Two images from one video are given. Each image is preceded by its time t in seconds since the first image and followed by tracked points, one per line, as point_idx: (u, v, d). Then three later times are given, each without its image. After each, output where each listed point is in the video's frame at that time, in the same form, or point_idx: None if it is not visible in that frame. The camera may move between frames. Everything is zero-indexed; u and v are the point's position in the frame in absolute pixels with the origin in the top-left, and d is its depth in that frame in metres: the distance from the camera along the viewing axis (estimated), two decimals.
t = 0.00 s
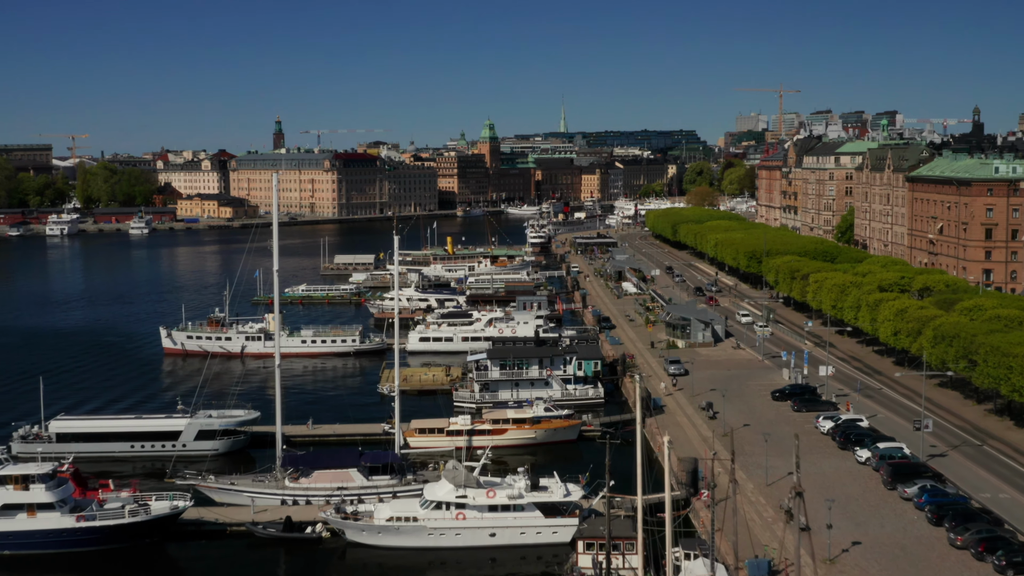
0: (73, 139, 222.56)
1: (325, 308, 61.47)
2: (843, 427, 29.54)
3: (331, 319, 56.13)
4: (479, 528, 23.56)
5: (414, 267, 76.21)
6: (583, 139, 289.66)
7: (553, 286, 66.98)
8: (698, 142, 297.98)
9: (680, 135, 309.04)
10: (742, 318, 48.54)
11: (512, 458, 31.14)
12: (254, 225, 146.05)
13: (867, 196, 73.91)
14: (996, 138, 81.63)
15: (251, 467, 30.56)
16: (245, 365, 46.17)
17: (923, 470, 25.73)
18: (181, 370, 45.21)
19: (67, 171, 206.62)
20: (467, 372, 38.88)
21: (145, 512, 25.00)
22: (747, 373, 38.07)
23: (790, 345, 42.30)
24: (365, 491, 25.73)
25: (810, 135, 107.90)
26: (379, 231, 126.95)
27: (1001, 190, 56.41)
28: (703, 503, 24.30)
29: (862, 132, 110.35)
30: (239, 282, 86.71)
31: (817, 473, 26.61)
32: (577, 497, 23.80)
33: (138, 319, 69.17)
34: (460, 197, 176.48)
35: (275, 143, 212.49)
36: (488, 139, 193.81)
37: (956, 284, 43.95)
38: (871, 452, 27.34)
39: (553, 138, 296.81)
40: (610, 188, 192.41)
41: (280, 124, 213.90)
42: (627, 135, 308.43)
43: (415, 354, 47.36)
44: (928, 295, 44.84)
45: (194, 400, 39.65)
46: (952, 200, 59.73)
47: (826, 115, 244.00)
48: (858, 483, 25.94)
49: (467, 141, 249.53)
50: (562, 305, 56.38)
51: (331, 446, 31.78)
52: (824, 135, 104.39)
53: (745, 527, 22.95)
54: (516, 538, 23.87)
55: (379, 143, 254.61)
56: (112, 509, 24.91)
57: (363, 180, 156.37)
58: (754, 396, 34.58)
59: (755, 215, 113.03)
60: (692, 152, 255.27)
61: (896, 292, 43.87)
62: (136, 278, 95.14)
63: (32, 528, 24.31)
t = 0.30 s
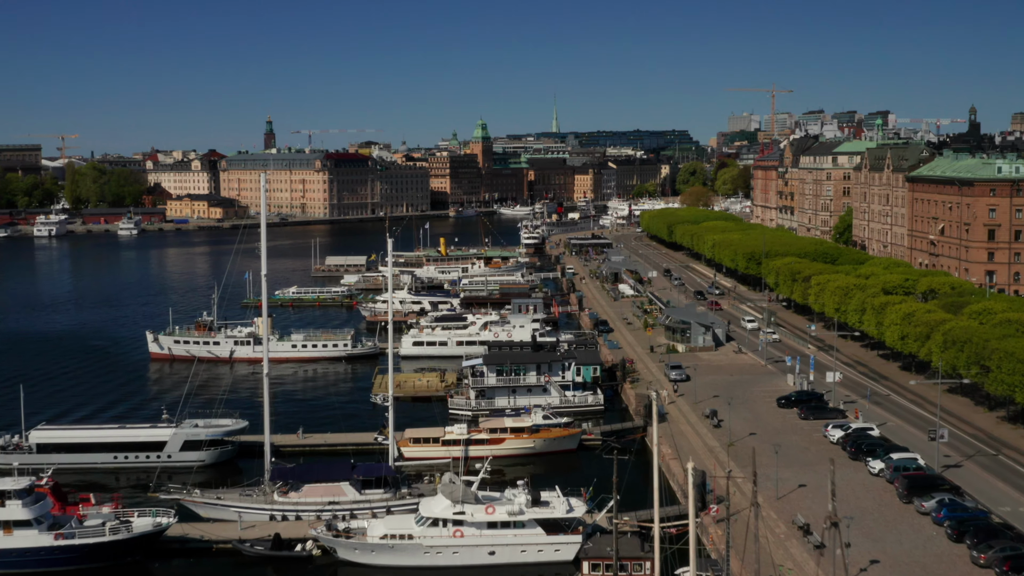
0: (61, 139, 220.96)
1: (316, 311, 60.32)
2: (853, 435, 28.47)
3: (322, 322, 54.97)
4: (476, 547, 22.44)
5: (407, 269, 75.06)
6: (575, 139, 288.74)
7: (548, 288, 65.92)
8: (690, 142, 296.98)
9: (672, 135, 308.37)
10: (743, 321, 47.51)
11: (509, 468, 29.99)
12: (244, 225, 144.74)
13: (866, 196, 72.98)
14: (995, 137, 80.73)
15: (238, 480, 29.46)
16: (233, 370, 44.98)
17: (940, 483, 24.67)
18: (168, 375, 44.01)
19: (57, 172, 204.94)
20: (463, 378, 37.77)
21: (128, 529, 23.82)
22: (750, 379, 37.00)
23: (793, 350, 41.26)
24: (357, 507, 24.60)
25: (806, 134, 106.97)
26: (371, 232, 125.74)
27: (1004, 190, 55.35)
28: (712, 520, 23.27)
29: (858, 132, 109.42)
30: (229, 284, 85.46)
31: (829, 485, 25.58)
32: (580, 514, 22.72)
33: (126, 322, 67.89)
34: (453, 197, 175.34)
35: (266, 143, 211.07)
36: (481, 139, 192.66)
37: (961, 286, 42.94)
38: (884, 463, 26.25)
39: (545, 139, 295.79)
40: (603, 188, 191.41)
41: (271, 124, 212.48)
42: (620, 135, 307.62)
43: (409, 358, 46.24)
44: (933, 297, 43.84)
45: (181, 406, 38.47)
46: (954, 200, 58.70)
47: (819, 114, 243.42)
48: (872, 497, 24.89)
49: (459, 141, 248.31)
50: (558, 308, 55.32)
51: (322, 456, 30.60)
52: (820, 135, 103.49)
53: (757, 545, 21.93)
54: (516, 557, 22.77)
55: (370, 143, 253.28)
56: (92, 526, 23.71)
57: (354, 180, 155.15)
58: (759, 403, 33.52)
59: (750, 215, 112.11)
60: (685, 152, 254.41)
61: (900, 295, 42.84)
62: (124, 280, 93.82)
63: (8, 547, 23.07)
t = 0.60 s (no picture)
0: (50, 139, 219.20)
1: (307, 314, 59.07)
2: (865, 445, 27.42)
3: (313, 326, 53.75)
4: (475, 567, 21.23)
5: (399, 270, 73.89)
6: (567, 139, 287.77)
7: (543, 290, 64.80)
8: (682, 143, 296.12)
9: (664, 136, 307.61)
10: (744, 326, 46.44)
11: (507, 479, 28.88)
12: (234, 226, 143.36)
13: (864, 197, 72.00)
14: (994, 136, 79.71)
15: (226, 493, 28.36)
16: (222, 375, 43.74)
17: (959, 497, 23.64)
18: (154, 381, 42.76)
19: (45, 173, 203.14)
20: (458, 385, 36.62)
21: (108, 549, 22.60)
22: (754, 385, 35.90)
23: (797, 355, 40.20)
24: (349, 525, 23.47)
25: (801, 134, 106.01)
26: (362, 234, 124.48)
27: (1007, 191, 54.11)
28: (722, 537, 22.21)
29: (854, 132, 108.35)
30: (218, 286, 84.16)
31: (841, 499, 24.55)
32: (585, 532, 21.60)
33: (112, 325, 66.56)
34: (445, 197, 174.06)
35: (256, 143, 209.51)
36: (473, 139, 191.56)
37: (967, 289, 41.95)
38: (899, 475, 25.20)
39: (536, 139, 294.64)
40: (596, 188, 190.32)
41: (262, 124, 211.01)
42: (612, 135, 306.80)
43: (402, 363, 45.08)
44: (937, 300, 42.86)
45: (167, 413, 37.22)
46: (956, 201, 57.49)
47: (811, 115, 242.72)
48: (887, 512, 23.84)
49: (450, 142, 247.05)
50: (553, 311, 54.18)
51: (313, 468, 29.44)
52: (815, 134, 102.54)
53: (771, 564, 20.88)
54: None
55: (361, 144, 251.88)
56: (70, 546, 22.47)
57: (345, 180, 153.87)
58: (764, 410, 32.46)
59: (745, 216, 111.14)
60: (677, 153, 253.66)
61: (905, 298, 41.84)
62: (112, 282, 92.42)
63: None
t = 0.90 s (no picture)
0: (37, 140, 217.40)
1: (296, 317, 57.93)
2: (876, 456, 26.43)
3: (303, 330, 52.62)
4: None
5: (390, 272, 72.72)
6: (558, 138, 286.87)
7: (537, 293, 63.76)
8: (673, 143, 295.63)
9: (655, 135, 306.98)
10: (744, 329, 45.44)
11: (504, 491, 27.76)
12: (223, 227, 142.00)
13: (862, 197, 71.05)
14: (992, 135, 78.81)
15: (211, 507, 27.22)
16: (208, 381, 42.57)
17: (979, 512, 22.62)
18: (138, 388, 41.54)
19: (33, 174, 201.42)
20: (452, 392, 35.53)
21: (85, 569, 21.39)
22: (758, 391, 34.87)
23: (800, 360, 39.19)
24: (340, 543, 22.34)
25: (795, 134, 105.10)
26: (352, 234, 123.23)
27: (1009, 191, 52.83)
28: (733, 556, 21.13)
29: (848, 131, 107.42)
30: (206, 288, 82.88)
31: (855, 514, 23.54)
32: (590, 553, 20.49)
33: (98, 328, 65.24)
34: (435, 198, 172.90)
35: (245, 143, 208.00)
36: (464, 139, 190.43)
37: (972, 292, 40.98)
38: (914, 488, 24.18)
39: (527, 138, 293.57)
40: (587, 188, 189.40)
41: (251, 124, 209.59)
42: (603, 135, 306.07)
43: (394, 369, 43.99)
44: (942, 303, 41.88)
45: (150, 421, 36.04)
46: (957, 201, 56.35)
47: (801, 114, 242.20)
48: (904, 527, 22.82)
49: (441, 141, 245.76)
50: (548, 314, 53.15)
51: (301, 480, 28.32)
52: (810, 134, 101.66)
53: None
54: None
55: (351, 143, 250.49)
56: (45, 566, 21.23)
57: (335, 180, 152.62)
58: (769, 418, 31.43)
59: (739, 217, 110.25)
60: (668, 152, 253.05)
61: (909, 301, 40.84)
62: (98, 283, 91.05)
63: None
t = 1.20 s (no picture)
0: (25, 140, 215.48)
1: (286, 320, 56.74)
2: (889, 468, 25.37)
3: (292, 334, 51.44)
4: None
5: (382, 274, 71.56)
6: (549, 138, 285.98)
7: (531, 295, 62.68)
8: (665, 142, 295.07)
9: (646, 135, 306.39)
10: (745, 334, 44.39)
11: (503, 505, 26.60)
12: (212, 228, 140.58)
13: (860, 197, 70.12)
14: (990, 135, 77.92)
15: (196, 526, 25.97)
16: (195, 387, 41.35)
17: (1001, 529, 21.57)
18: (123, 394, 40.31)
19: (20, 175, 199.55)
20: (447, 399, 34.41)
21: None
22: (762, 398, 33.81)
23: (804, 365, 38.17)
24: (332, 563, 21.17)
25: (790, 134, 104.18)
26: (343, 235, 121.98)
27: (1011, 192, 51.76)
28: None
29: (843, 131, 106.77)
30: (195, 290, 81.57)
31: (871, 530, 22.49)
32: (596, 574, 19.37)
33: (83, 331, 63.92)
34: (427, 198, 171.77)
35: (235, 143, 206.50)
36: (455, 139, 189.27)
37: (978, 295, 40.03)
38: (931, 503, 23.13)
39: (517, 138, 292.54)
40: (579, 188, 188.45)
41: (240, 125, 208.14)
42: (594, 135, 305.33)
43: (386, 374, 42.85)
44: (947, 306, 40.94)
45: (134, 431, 34.80)
46: (958, 202, 55.32)
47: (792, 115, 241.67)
48: (923, 545, 21.76)
49: (432, 142, 244.55)
50: (543, 317, 52.07)
51: (290, 494, 27.16)
52: (805, 134, 100.74)
53: None
54: None
55: (342, 143, 249.07)
56: None
57: (325, 180, 151.34)
58: (776, 427, 30.37)
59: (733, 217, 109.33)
60: (660, 152, 252.31)
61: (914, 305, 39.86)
62: (84, 285, 89.64)
63: None
